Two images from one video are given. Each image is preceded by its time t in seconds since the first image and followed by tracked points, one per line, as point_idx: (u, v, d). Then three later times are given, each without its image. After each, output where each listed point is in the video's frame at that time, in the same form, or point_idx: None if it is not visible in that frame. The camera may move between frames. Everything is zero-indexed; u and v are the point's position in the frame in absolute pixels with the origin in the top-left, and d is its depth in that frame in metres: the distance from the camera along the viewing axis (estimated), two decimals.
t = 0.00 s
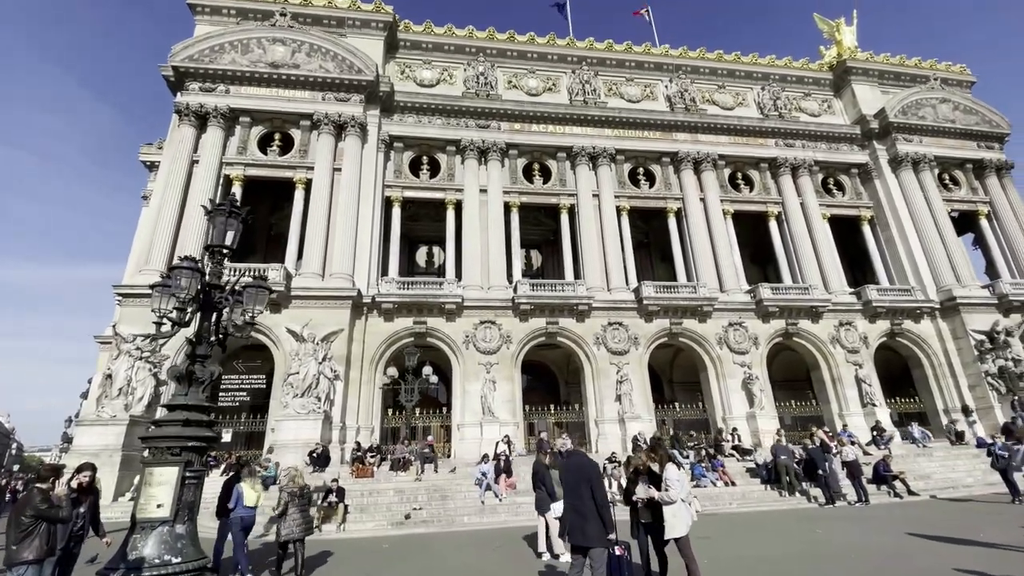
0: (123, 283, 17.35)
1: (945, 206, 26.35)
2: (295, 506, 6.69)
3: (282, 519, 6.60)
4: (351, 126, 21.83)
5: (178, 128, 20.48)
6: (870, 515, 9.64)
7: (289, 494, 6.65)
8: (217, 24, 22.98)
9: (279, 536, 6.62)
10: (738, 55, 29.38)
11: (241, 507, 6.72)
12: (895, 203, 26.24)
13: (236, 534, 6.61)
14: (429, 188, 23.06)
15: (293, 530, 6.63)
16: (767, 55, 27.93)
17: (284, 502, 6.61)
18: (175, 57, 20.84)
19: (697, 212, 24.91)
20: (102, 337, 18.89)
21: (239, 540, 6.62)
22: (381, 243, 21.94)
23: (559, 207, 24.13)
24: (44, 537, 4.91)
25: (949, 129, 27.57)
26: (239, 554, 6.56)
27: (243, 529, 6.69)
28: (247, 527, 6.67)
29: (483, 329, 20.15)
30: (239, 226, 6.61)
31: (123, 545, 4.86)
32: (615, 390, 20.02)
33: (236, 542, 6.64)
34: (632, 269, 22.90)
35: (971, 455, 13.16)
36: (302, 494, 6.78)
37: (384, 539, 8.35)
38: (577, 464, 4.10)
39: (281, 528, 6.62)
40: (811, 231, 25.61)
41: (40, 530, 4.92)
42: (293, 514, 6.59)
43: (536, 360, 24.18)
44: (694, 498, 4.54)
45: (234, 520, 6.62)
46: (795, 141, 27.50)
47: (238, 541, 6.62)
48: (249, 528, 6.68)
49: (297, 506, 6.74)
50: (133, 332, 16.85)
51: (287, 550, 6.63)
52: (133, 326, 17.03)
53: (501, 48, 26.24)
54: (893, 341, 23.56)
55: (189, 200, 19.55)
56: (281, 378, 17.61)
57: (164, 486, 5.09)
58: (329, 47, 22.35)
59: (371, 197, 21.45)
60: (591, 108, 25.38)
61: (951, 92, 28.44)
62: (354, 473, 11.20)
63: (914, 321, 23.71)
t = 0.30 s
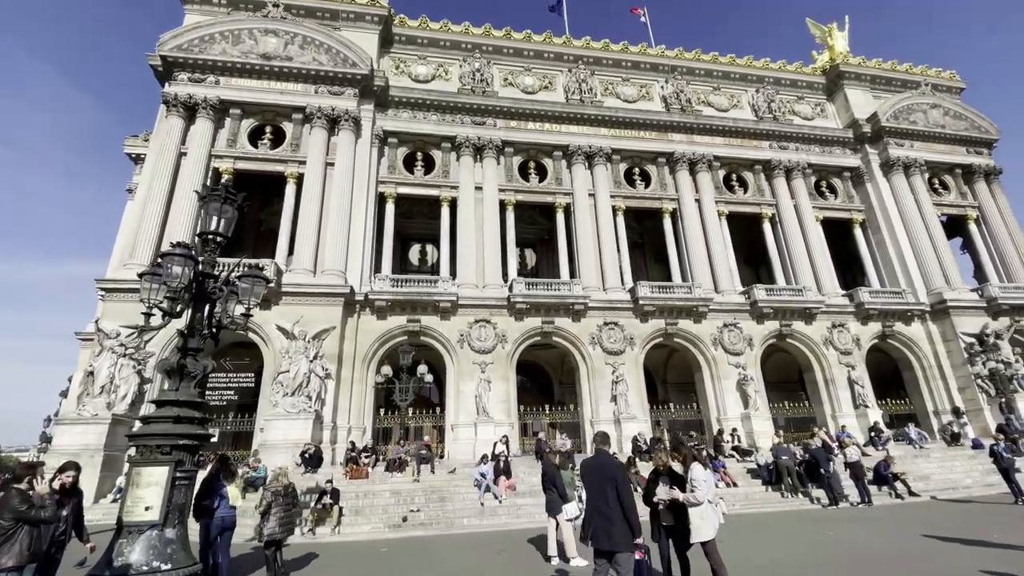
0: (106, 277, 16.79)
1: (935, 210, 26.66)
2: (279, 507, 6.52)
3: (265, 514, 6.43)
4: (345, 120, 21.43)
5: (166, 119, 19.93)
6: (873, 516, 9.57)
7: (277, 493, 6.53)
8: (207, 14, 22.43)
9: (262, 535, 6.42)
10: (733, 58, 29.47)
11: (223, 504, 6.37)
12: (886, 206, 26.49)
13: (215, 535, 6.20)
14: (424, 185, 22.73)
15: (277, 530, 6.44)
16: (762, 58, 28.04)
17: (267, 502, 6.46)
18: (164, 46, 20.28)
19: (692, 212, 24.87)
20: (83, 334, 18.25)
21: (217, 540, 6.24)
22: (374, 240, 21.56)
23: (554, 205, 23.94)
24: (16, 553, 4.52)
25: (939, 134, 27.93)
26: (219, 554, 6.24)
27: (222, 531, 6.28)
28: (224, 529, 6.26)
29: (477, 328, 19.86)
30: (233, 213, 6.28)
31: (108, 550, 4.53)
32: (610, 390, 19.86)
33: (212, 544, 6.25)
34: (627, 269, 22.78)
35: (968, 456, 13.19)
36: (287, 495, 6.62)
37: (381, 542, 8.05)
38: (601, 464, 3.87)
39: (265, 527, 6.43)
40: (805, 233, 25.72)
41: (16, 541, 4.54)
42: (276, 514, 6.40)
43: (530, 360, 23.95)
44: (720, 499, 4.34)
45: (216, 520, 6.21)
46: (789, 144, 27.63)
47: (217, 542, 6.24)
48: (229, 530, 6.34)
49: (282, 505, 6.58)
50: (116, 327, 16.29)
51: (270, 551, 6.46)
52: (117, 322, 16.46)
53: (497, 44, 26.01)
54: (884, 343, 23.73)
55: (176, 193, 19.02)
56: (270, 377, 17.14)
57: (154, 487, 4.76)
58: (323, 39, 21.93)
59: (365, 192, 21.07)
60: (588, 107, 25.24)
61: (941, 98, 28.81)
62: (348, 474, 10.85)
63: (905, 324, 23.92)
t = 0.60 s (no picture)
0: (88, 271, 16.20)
1: (924, 214, 27.02)
2: (261, 511, 6.29)
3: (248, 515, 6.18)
4: (338, 113, 21.02)
5: (153, 109, 19.36)
6: (875, 518, 9.50)
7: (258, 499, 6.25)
8: (197, 3, 21.89)
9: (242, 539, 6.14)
10: (727, 61, 29.61)
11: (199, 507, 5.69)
12: (877, 210, 26.78)
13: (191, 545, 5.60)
14: (418, 181, 22.40)
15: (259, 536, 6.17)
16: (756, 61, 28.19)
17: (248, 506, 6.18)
18: (151, 34, 19.70)
19: (687, 213, 24.82)
20: (63, 330, 17.61)
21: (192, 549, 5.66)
22: (367, 237, 21.17)
23: (550, 204, 23.75)
24: None
25: (928, 140, 28.32)
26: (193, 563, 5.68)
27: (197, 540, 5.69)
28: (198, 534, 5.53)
29: (472, 327, 19.59)
30: (230, 197, 5.95)
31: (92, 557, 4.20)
32: (605, 390, 19.71)
33: (184, 555, 5.42)
34: (622, 269, 22.67)
35: (963, 457, 13.27)
36: (270, 498, 6.37)
37: (377, 546, 7.74)
38: (628, 464, 3.64)
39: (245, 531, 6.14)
40: (797, 235, 25.85)
41: None
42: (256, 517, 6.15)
43: (523, 360, 23.71)
44: (747, 501, 4.17)
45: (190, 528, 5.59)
46: (782, 147, 27.80)
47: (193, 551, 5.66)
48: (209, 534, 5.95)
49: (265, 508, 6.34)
50: (98, 323, 15.72)
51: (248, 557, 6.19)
52: (98, 317, 15.86)
53: (493, 42, 25.80)
54: (875, 346, 23.93)
55: (163, 185, 18.47)
56: (258, 375, 16.66)
57: (142, 490, 4.44)
58: (316, 31, 21.51)
59: (357, 188, 20.68)
60: (584, 106, 25.10)
61: (931, 104, 29.24)
62: (341, 476, 10.46)
63: (895, 326, 24.16)
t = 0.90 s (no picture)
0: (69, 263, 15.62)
1: (913, 218, 27.39)
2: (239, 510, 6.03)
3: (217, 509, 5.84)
4: (330, 106, 20.63)
5: (139, 98, 18.80)
6: (879, 520, 9.43)
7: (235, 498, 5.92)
8: None
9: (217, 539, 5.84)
10: (721, 63, 29.73)
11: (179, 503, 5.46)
12: (867, 213, 27.06)
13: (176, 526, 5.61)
14: (411, 177, 22.08)
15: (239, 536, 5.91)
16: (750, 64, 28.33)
17: (228, 507, 5.87)
18: (138, 21, 19.13)
19: (681, 213, 24.79)
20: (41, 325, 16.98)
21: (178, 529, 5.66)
22: (359, 233, 20.78)
23: (545, 203, 23.58)
24: None
25: (917, 145, 28.71)
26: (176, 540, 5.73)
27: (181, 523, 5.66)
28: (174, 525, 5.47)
29: (466, 325, 19.32)
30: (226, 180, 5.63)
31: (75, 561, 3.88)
32: (600, 390, 19.56)
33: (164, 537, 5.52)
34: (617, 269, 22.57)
35: (957, 458, 13.35)
36: (250, 497, 6.11)
37: (374, 548, 7.43)
38: (660, 458, 3.44)
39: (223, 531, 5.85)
40: (789, 237, 25.98)
41: None
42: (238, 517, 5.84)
43: (515, 360, 23.50)
44: (779, 500, 3.96)
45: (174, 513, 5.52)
46: (775, 149, 27.97)
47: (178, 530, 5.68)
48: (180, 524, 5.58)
49: (246, 508, 6.02)
50: (79, 317, 15.16)
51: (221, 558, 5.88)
52: (80, 312, 15.22)
53: (489, 38, 25.59)
54: (865, 347, 24.15)
55: (148, 177, 17.93)
56: (246, 372, 16.20)
57: (131, 490, 4.11)
58: (309, 22, 21.09)
59: (350, 183, 20.29)
60: (579, 105, 24.98)
61: (919, 110, 29.68)
62: (335, 476, 10.10)
63: (885, 328, 24.40)
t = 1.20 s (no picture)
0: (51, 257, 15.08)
1: (903, 222, 27.74)
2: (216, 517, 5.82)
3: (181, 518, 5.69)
4: (324, 101, 20.27)
5: (127, 89, 18.29)
6: (882, 522, 9.39)
7: (210, 501, 5.81)
8: None
9: (191, 544, 5.75)
10: (716, 66, 29.84)
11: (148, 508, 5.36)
12: (858, 217, 27.32)
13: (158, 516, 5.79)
14: (406, 174, 21.78)
15: (217, 540, 5.88)
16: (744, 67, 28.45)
17: (205, 512, 5.74)
18: (127, 10, 18.61)
19: (676, 214, 24.73)
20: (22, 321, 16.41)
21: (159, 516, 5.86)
22: (352, 230, 20.41)
23: (540, 202, 23.43)
24: None
25: (907, 150, 29.08)
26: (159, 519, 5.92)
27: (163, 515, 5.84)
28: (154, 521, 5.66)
29: (461, 325, 19.07)
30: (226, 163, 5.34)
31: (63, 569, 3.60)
32: (595, 391, 19.42)
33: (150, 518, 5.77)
34: (613, 269, 22.48)
35: (952, 459, 13.44)
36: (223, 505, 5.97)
37: (375, 552, 7.16)
38: (698, 459, 3.30)
39: (199, 536, 5.78)
40: (782, 240, 26.10)
41: None
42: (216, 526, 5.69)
43: (509, 360, 23.28)
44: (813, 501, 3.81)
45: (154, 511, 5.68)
46: (768, 152, 28.12)
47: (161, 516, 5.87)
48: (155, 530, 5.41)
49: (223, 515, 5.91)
50: (61, 313, 14.66)
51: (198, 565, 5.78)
52: (62, 307, 14.75)
53: (485, 36, 25.38)
54: (856, 350, 24.35)
55: (136, 169, 17.44)
56: (236, 371, 15.77)
57: (125, 493, 3.85)
58: (303, 15, 20.72)
59: (344, 178, 19.94)
60: (576, 104, 24.87)
61: (909, 115, 30.10)
62: (330, 477, 9.78)
63: (875, 331, 24.62)
